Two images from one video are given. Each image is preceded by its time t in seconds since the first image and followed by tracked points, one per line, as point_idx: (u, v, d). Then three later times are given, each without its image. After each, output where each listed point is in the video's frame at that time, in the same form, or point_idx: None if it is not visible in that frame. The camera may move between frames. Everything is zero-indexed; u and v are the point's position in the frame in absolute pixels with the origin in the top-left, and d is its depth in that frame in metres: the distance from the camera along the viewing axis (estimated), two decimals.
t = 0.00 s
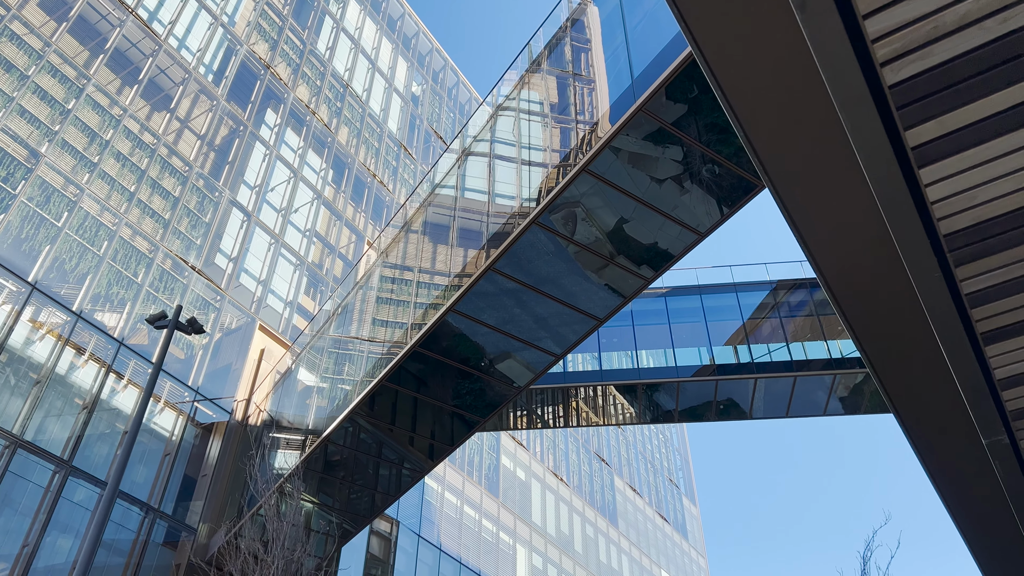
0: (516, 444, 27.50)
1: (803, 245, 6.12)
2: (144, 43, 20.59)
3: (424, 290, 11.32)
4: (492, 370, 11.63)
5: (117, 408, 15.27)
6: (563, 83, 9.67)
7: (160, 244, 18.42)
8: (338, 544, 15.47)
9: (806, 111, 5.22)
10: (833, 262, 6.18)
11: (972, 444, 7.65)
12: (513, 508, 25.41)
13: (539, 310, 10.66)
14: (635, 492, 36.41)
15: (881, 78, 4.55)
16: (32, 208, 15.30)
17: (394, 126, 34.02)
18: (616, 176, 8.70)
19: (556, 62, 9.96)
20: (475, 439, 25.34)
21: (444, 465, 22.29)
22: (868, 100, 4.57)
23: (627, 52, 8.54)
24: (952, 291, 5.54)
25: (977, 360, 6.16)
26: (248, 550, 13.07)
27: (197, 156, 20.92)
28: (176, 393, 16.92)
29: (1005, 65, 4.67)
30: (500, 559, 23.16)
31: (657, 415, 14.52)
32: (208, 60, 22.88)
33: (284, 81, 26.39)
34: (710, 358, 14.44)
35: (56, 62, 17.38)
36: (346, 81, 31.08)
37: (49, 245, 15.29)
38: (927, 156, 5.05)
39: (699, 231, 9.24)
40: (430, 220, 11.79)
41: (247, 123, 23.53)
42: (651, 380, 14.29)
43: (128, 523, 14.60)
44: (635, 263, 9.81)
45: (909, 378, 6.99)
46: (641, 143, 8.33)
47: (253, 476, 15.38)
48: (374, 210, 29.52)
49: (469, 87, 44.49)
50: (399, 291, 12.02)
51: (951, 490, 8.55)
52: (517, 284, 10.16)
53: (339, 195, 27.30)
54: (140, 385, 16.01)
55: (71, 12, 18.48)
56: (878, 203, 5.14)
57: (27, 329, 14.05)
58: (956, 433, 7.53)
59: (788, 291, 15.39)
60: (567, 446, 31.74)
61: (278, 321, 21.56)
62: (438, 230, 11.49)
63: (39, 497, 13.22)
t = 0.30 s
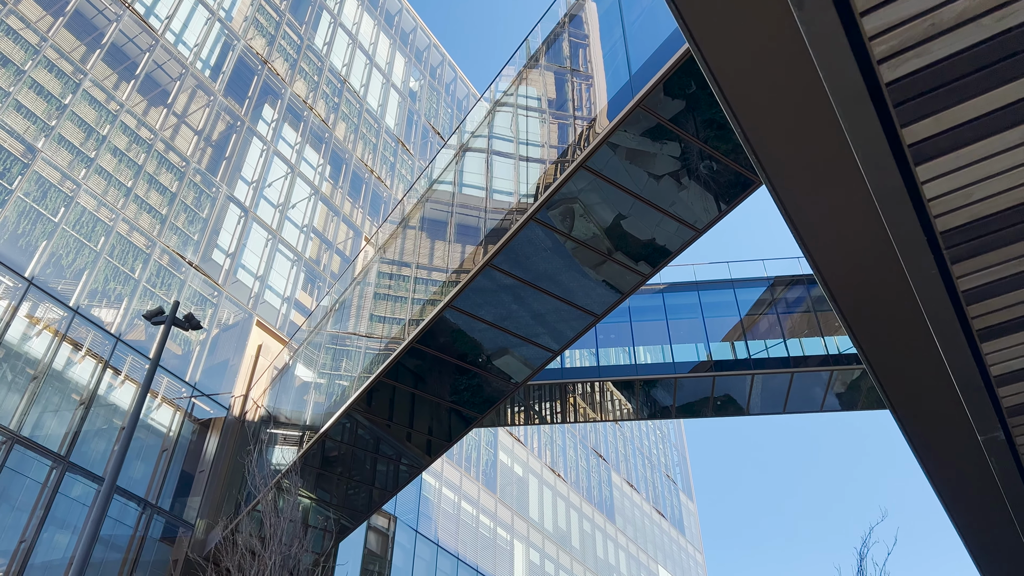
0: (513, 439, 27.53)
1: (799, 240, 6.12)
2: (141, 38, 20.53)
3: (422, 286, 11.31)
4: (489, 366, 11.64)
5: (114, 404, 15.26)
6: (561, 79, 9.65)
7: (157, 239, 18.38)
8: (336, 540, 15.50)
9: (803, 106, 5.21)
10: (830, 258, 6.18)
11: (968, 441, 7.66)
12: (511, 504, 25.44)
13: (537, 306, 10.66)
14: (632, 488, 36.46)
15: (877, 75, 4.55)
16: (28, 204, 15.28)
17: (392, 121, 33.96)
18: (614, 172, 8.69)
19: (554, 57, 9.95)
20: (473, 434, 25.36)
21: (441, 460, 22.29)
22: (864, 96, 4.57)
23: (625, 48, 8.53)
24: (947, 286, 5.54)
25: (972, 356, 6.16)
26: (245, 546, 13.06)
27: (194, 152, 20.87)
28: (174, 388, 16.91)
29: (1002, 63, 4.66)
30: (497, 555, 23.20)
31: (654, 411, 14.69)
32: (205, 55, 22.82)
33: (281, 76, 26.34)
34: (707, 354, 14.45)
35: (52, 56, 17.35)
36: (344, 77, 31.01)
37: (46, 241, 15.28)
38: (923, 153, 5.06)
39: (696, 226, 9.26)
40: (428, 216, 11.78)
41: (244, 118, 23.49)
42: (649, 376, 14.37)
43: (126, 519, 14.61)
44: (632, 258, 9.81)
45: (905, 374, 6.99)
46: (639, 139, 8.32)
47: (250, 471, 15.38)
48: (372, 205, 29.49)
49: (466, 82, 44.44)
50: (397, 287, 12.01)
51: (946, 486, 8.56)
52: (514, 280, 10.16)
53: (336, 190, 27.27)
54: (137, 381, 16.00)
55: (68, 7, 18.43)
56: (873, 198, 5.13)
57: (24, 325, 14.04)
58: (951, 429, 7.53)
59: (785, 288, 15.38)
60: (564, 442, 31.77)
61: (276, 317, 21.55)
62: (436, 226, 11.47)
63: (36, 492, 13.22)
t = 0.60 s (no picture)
0: (512, 436, 27.53)
1: (798, 237, 6.12)
2: (140, 33, 20.49)
3: (420, 283, 11.31)
4: (488, 363, 11.63)
5: (113, 400, 15.26)
6: (559, 75, 9.64)
7: (156, 236, 18.37)
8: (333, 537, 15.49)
9: (803, 103, 5.21)
10: (829, 255, 6.18)
11: (966, 437, 7.67)
12: (509, 500, 25.46)
13: (535, 303, 10.66)
14: (631, 484, 36.51)
15: (876, 72, 4.55)
16: (27, 199, 15.25)
17: (390, 117, 33.92)
18: (613, 169, 8.69)
19: (553, 54, 9.93)
20: (471, 431, 25.36)
21: (440, 457, 22.29)
22: (864, 93, 4.58)
23: (624, 44, 8.52)
24: (947, 283, 5.55)
25: (971, 353, 6.18)
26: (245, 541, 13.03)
27: (193, 148, 20.85)
28: (172, 384, 16.93)
29: (1001, 59, 4.67)
30: (495, 551, 23.23)
31: (653, 408, 14.80)
32: (203, 51, 22.78)
33: (280, 72, 26.30)
34: (705, 351, 14.46)
35: (50, 52, 17.31)
36: (342, 73, 30.97)
37: (44, 237, 15.27)
38: (922, 150, 5.07)
39: (695, 223, 9.26)
40: (427, 212, 11.77)
41: (243, 114, 23.45)
42: (648, 372, 14.37)
43: (125, 515, 14.63)
44: (631, 255, 9.82)
45: (904, 371, 6.99)
46: (638, 136, 8.31)
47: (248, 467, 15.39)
48: (371, 202, 29.46)
49: (465, 79, 44.40)
50: (396, 283, 12.00)
51: (944, 483, 8.58)
52: (513, 276, 10.16)
53: (334, 186, 27.24)
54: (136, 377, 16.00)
55: (66, 2, 18.39)
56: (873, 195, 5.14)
57: (22, 321, 14.02)
58: (949, 425, 7.55)
59: (784, 284, 15.35)
60: (563, 438, 31.79)
61: (275, 313, 21.54)
62: (435, 222, 11.46)
63: (35, 488, 13.22)
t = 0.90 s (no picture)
0: (511, 433, 27.54)
1: (798, 234, 6.12)
2: (139, 30, 20.46)
3: (420, 280, 11.31)
4: (487, 359, 11.63)
5: (112, 397, 15.27)
6: (559, 72, 9.63)
7: (155, 232, 18.36)
8: (332, 533, 15.51)
9: (802, 102, 5.19)
10: (828, 252, 6.18)
11: (963, 435, 7.68)
12: (509, 497, 25.48)
13: (535, 300, 10.66)
14: (630, 481, 36.55)
15: (876, 70, 4.54)
16: (25, 196, 15.23)
17: (390, 114, 33.89)
18: (613, 166, 8.68)
19: (553, 51, 9.92)
20: (471, 428, 25.36)
21: (439, 453, 22.30)
22: (863, 91, 4.57)
23: (624, 41, 8.50)
24: (946, 281, 5.56)
25: (969, 350, 6.18)
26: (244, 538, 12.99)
27: (191, 144, 20.83)
28: (172, 381, 16.93)
29: (1001, 56, 4.66)
30: (494, 548, 23.27)
31: (652, 404, 14.75)
32: (203, 48, 22.76)
33: (279, 69, 26.27)
34: (704, 348, 14.47)
35: (49, 48, 17.29)
36: (342, 69, 30.93)
37: (44, 233, 15.26)
38: (922, 147, 5.06)
39: (695, 221, 9.26)
40: (426, 209, 11.76)
41: (242, 111, 23.42)
42: (646, 369, 14.41)
43: (123, 511, 14.63)
44: (630, 253, 9.83)
45: (902, 368, 7.00)
46: (638, 133, 8.30)
47: (247, 463, 15.40)
48: (370, 199, 29.44)
49: (465, 76, 44.37)
50: (395, 280, 12.00)
51: (942, 480, 8.59)
52: (512, 273, 10.16)
53: (334, 183, 27.22)
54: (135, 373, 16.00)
55: None
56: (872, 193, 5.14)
57: (21, 318, 14.01)
58: (947, 423, 7.56)
59: (783, 281, 15.40)
60: (562, 435, 31.81)
61: (274, 310, 21.54)
62: (434, 219, 11.45)
63: (34, 485, 13.23)
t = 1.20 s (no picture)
0: (511, 430, 27.54)
1: (797, 230, 6.12)
2: (138, 26, 20.43)
3: (419, 276, 11.31)
4: (487, 356, 11.65)
5: (111, 393, 15.26)
6: (559, 69, 9.62)
7: (155, 229, 18.36)
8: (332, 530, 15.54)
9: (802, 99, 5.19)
10: (827, 249, 6.18)
11: (961, 432, 7.69)
12: (508, 494, 25.50)
13: (534, 297, 10.67)
14: (629, 478, 36.60)
15: (875, 66, 4.54)
16: (24, 192, 15.21)
17: (389, 110, 33.85)
18: (612, 163, 8.67)
19: (552, 47, 9.91)
20: (470, 424, 25.37)
21: (439, 450, 22.30)
22: (863, 88, 4.57)
23: (624, 38, 8.48)
24: (945, 280, 5.57)
25: (969, 348, 6.20)
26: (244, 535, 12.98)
27: (191, 141, 20.81)
28: (171, 378, 16.92)
29: (1001, 52, 4.66)
30: (493, 545, 23.31)
31: (651, 401, 14.56)
32: (202, 44, 22.73)
33: (278, 65, 26.24)
34: (704, 345, 14.48)
35: (49, 44, 17.28)
36: (341, 66, 30.90)
37: (42, 230, 15.25)
38: (920, 144, 5.07)
39: (694, 218, 9.27)
40: (426, 206, 11.76)
41: (241, 108, 23.40)
42: (645, 366, 14.46)
43: (123, 508, 14.64)
44: (630, 250, 9.83)
45: (901, 365, 7.00)
46: (638, 130, 8.29)
47: (247, 459, 15.41)
48: (370, 196, 29.42)
49: (464, 73, 44.34)
50: (395, 277, 12.00)
51: (940, 477, 8.60)
52: (512, 270, 10.16)
53: (333, 180, 27.20)
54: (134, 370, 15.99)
55: None
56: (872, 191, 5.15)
57: (20, 314, 14.00)
58: (946, 420, 7.58)
59: (782, 279, 15.43)
60: (561, 432, 31.84)
61: (273, 307, 21.54)
62: (434, 216, 11.44)
63: (34, 481, 13.23)
